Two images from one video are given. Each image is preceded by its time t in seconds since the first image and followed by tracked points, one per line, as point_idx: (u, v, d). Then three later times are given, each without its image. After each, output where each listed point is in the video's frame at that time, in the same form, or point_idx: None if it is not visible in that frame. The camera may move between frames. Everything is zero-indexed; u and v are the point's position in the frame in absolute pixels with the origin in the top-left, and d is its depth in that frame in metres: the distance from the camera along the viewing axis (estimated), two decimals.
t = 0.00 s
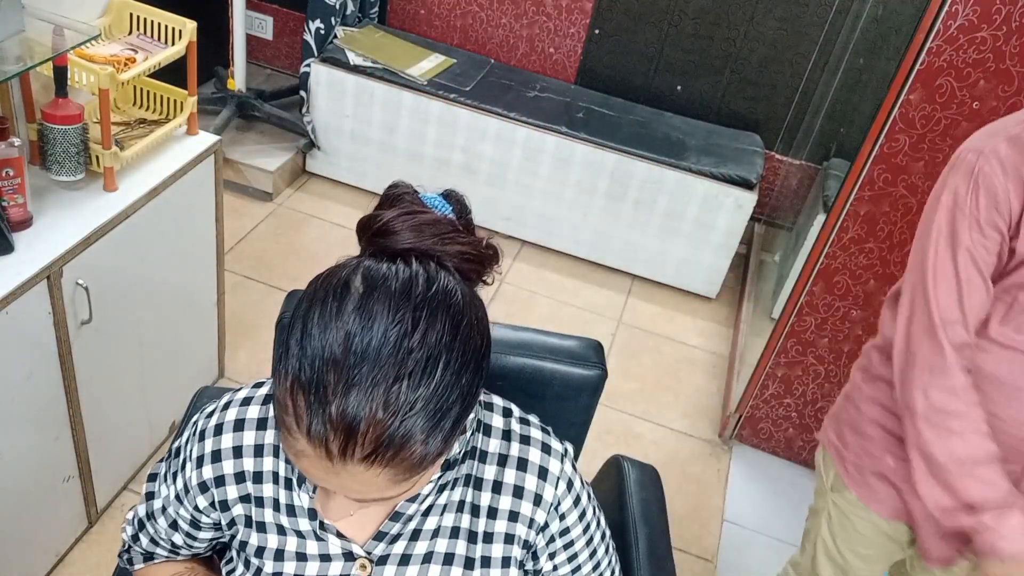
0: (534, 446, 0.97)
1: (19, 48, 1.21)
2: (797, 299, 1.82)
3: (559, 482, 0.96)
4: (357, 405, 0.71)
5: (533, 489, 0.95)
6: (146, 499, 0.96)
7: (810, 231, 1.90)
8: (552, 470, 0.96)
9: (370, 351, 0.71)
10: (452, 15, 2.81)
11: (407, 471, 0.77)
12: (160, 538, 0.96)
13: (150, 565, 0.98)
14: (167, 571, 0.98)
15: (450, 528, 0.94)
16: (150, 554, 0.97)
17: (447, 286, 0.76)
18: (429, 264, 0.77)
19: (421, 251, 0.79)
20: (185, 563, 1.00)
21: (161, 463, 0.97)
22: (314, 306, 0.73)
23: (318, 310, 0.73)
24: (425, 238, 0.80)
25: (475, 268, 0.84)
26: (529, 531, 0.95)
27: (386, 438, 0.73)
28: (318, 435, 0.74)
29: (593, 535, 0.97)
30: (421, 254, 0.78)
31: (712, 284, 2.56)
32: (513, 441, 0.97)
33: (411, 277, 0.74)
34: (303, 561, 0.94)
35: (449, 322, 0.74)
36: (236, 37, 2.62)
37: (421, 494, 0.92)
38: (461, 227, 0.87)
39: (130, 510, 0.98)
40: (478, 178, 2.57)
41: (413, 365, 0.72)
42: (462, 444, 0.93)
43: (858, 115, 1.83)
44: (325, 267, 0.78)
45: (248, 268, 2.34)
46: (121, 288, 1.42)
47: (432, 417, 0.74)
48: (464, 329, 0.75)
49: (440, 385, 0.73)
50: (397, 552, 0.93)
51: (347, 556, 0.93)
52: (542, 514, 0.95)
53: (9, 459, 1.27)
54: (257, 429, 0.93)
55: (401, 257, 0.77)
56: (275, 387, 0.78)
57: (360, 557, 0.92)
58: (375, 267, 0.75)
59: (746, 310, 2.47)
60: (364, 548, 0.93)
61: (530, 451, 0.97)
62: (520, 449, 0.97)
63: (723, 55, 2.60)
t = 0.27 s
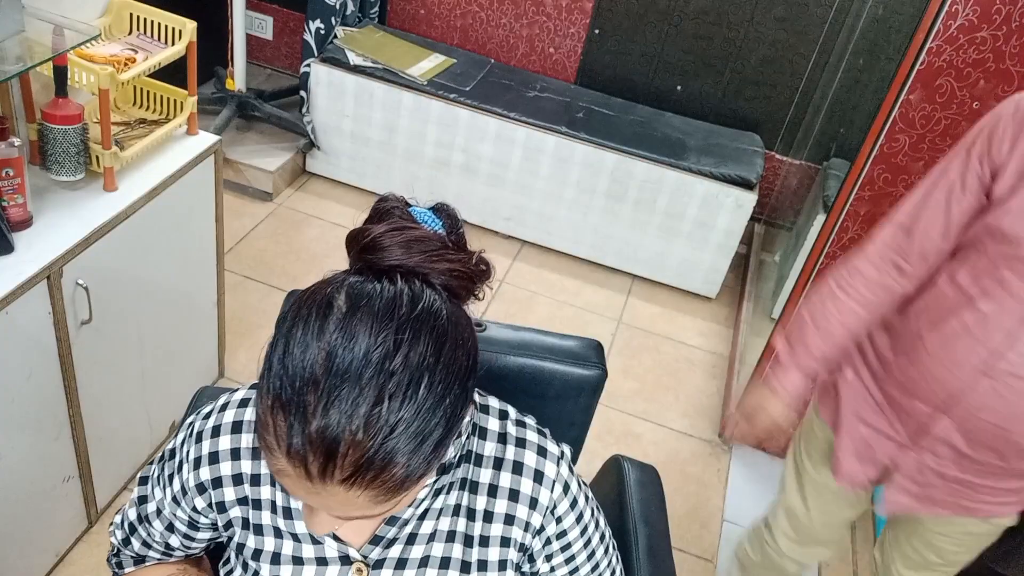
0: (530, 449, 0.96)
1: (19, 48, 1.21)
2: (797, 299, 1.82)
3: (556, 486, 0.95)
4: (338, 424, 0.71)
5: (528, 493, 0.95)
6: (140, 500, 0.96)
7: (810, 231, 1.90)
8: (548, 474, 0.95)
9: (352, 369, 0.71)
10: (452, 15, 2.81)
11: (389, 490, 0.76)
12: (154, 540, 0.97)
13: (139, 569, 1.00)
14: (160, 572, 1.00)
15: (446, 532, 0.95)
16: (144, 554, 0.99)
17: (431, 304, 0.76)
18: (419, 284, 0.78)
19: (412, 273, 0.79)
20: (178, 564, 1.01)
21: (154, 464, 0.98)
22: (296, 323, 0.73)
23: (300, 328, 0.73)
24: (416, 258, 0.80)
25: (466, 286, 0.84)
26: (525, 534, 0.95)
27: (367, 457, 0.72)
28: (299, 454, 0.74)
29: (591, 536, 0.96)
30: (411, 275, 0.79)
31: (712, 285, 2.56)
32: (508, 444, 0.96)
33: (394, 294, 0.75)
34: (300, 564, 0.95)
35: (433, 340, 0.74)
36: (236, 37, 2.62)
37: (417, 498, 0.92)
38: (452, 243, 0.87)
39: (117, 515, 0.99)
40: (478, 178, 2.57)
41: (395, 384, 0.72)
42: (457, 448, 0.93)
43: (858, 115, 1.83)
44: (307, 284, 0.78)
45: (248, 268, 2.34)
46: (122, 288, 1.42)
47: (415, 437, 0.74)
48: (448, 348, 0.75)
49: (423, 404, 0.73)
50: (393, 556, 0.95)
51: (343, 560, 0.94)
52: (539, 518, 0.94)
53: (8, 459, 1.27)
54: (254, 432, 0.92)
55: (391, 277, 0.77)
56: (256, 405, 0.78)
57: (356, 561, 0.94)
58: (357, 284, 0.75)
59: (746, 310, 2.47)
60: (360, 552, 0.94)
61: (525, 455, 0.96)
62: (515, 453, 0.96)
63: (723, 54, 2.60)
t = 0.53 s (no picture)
0: (522, 452, 0.96)
1: (19, 48, 1.21)
2: (797, 299, 1.82)
3: (548, 489, 0.94)
4: (315, 436, 0.71)
5: (521, 497, 0.94)
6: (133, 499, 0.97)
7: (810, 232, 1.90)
8: (541, 477, 0.95)
9: (330, 383, 0.71)
10: (452, 15, 2.81)
11: (368, 503, 0.77)
12: (148, 539, 0.97)
13: (134, 566, 1.00)
14: (153, 571, 1.00)
15: (439, 536, 0.95)
16: (136, 554, 0.99)
17: (414, 316, 0.75)
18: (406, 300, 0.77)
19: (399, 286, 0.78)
20: (172, 563, 1.01)
21: (148, 463, 0.98)
22: (277, 333, 0.73)
23: (281, 338, 0.73)
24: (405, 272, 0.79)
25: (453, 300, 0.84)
26: (518, 538, 0.94)
27: (345, 470, 0.73)
28: (278, 465, 0.74)
29: (587, 539, 0.96)
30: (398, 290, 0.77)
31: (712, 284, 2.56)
32: (501, 447, 0.96)
33: (376, 306, 0.74)
34: (292, 566, 0.95)
35: (415, 354, 0.74)
36: (236, 37, 2.62)
37: (409, 502, 0.92)
38: (442, 254, 0.85)
39: (114, 511, 0.99)
40: (478, 178, 2.57)
41: (374, 398, 0.71)
42: (449, 451, 0.93)
43: (858, 115, 1.84)
44: (291, 292, 0.78)
45: (248, 268, 2.34)
46: (122, 288, 1.42)
47: (394, 450, 0.74)
48: (430, 361, 0.75)
49: (402, 418, 0.73)
50: (386, 560, 0.95)
51: (336, 563, 0.95)
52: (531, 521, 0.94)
53: (8, 459, 1.27)
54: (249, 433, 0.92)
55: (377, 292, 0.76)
56: (237, 415, 0.78)
57: (349, 564, 0.94)
58: (340, 294, 0.75)
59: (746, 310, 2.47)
60: (353, 554, 0.94)
61: (518, 458, 0.95)
62: (508, 456, 0.96)
63: (723, 55, 2.60)
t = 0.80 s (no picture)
0: (517, 453, 0.96)
1: (19, 48, 1.21)
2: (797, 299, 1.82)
3: (543, 490, 0.94)
4: (305, 459, 0.71)
5: (515, 498, 0.94)
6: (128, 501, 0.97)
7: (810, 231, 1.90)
8: (535, 478, 0.95)
9: (316, 404, 0.71)
10: (452, 15, 2.81)
11: (365, 519, 0.76)
12: (143, 543, 0.98)
13: (128, 570, 1.01)
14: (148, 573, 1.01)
15: (433, 538, 0.95)
16: (131, 557, 1.00)
17: (397, 330, 0.76)
18: (392, 308, 0.78)
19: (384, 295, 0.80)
20: (165, 565, 1.02)
21: (143, 465, 0.98)
22: (261, 357, 0.73)
23: (265, 362, 0.73)
24: (388, 280, 0.81)
25: (439, 304, 0.85)
26: (513, 538, 0.95)
27: (338, 491, 0.72)
28: (271, 490, 0.74)
29: (583, 539, 0.96)
30: (384, 299, 0.79)
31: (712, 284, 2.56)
32: (496, 448, 0.96)
33: (358, 323, 0.74)
34: (289, 567, 0.95)
35: (400, 369, 0.74)
36: (237, 37, 2.62)
37: (405, 504, 0.92)
38: (423, 258, 0.87)
39: (105, 518, 0.99)
40: (478, 178, 2.57)
41: (362, 416, 0.71)
42: (444, 453, 0.93)
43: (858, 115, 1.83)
44: (274, 313, 0.78)
45: (248, 268, 2.34)
46: (122, 287, 1.42)
47: (386, 468, 0.73)
48: (416, 375, 0.75)
49: (391, 435, 0.73)
50: (381, 561, 0.94)
51: (332, 563, 0.95)
52: (525, 523, 0.94)
53: (8, 459, 1.27)
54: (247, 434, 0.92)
55: (364, 302, 0.77)
56: (228, 442, 0.78)
57: (344, 565, 0.94)
58: (321, 312, 0.75)
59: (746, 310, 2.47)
60: (348, 555, 0.94)
61: (512, 459, 0.95)
62: (502, 457, 0.96)
63: (723, 55, 2.60)
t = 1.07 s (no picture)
0: (514, 453, 0.96)
1: (19, 48, 1.21)
2: (797, 299, 1.82)
3: (541, 489, 0.94)
4: (300, 492, 0.71)
5: (513, 498, 0.94)
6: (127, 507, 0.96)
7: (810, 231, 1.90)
8: (533, 478, 0.95)
9: (298, 435, 0.71)
10: (452, 15, 2.81)
11: (370, 538, 0.76)
12: (144, 548, 0.97)
13: None
14: None
15: (433, 537, 0.96)
16: (133, 563, 0.99)
17: (365, 345, 0.75)
18: (357, 326, 0.77)
19: (349, 311, 0.79)
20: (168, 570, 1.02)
21: (142, 470, 0.98)
22: (240, 394, 0.74)
23: (244, 397, 0.73)
24: (350, 294, 0.79)
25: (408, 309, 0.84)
26: (512, 538, 0.95)
27: (339, 517, 0.72)
28: (273, 528, 0.74)
29: (582, 535, 0.96)
30: (348, 317, 0.78)
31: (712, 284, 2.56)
32: (493, 448, 0.96)
33: (324, 345, 0.74)
34: (292, 569, 0.97)
35: (375, 383, 0.74)
36: (237, 37, 2.62)
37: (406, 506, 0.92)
38: (382, 266, 0.86)
39: (105, 523, 0.99)
40: (478, 178, 2.57)
41: (346, 437, 0.71)
42: (442, 455, 0.93)
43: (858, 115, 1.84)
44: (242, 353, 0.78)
45: (249, 268, 2.34)
46: (122, 287, 1.42)
47: (382, 485, 0.73)
48: (394, 386, 0.75)
49: (380, 450, 0.73)
50: (381, 561, 0.95)
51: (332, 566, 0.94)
52: (524, 523, 0.94)
53: (8, 458, 1.27)
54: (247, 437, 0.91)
55: (327, 324, 0.76)
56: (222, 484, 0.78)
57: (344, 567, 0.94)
58: (285, 343, 0.75)
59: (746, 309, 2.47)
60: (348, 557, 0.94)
61: (510, 459, 0.95)
62: (500, 456, 0.96)
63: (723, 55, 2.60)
